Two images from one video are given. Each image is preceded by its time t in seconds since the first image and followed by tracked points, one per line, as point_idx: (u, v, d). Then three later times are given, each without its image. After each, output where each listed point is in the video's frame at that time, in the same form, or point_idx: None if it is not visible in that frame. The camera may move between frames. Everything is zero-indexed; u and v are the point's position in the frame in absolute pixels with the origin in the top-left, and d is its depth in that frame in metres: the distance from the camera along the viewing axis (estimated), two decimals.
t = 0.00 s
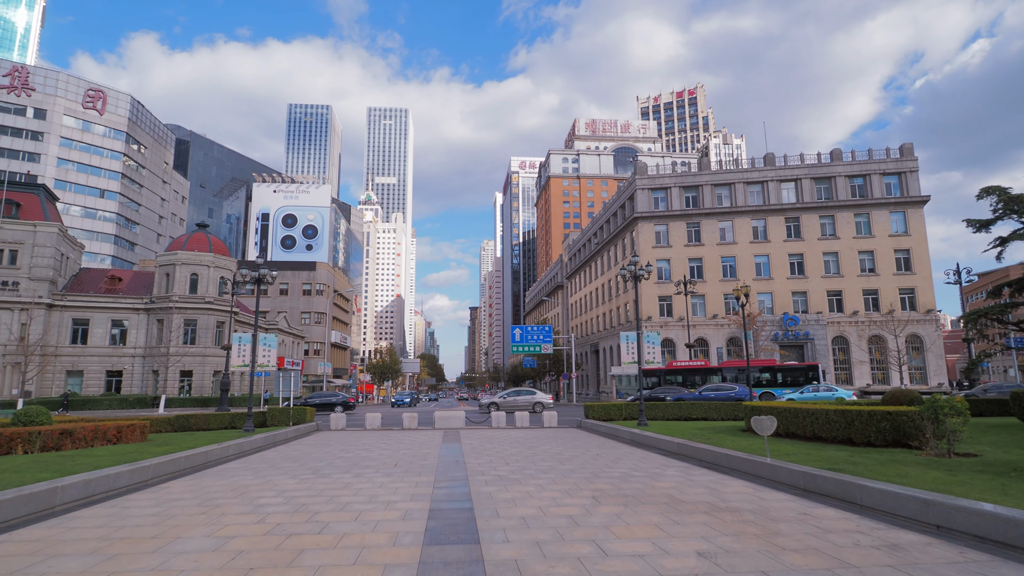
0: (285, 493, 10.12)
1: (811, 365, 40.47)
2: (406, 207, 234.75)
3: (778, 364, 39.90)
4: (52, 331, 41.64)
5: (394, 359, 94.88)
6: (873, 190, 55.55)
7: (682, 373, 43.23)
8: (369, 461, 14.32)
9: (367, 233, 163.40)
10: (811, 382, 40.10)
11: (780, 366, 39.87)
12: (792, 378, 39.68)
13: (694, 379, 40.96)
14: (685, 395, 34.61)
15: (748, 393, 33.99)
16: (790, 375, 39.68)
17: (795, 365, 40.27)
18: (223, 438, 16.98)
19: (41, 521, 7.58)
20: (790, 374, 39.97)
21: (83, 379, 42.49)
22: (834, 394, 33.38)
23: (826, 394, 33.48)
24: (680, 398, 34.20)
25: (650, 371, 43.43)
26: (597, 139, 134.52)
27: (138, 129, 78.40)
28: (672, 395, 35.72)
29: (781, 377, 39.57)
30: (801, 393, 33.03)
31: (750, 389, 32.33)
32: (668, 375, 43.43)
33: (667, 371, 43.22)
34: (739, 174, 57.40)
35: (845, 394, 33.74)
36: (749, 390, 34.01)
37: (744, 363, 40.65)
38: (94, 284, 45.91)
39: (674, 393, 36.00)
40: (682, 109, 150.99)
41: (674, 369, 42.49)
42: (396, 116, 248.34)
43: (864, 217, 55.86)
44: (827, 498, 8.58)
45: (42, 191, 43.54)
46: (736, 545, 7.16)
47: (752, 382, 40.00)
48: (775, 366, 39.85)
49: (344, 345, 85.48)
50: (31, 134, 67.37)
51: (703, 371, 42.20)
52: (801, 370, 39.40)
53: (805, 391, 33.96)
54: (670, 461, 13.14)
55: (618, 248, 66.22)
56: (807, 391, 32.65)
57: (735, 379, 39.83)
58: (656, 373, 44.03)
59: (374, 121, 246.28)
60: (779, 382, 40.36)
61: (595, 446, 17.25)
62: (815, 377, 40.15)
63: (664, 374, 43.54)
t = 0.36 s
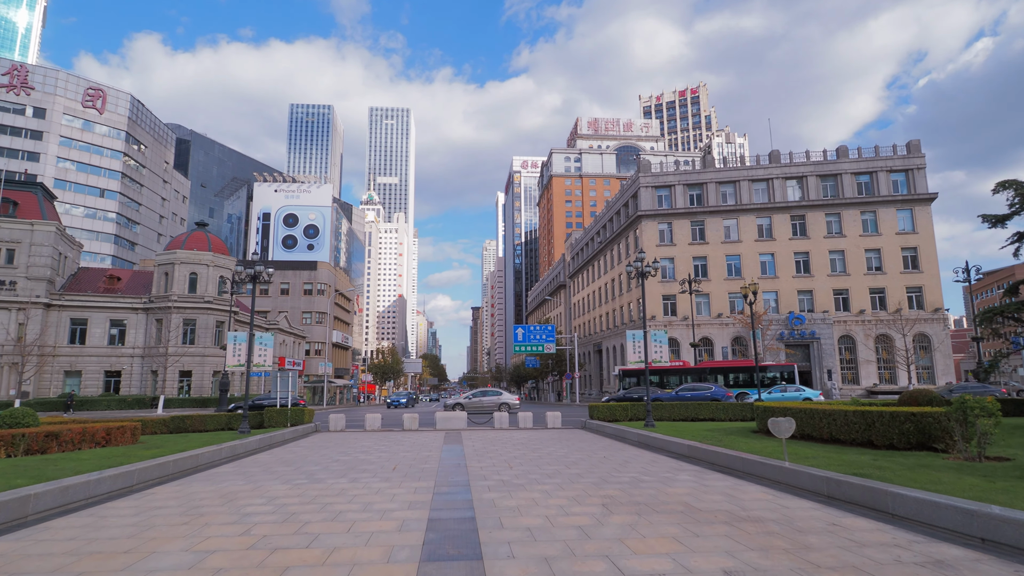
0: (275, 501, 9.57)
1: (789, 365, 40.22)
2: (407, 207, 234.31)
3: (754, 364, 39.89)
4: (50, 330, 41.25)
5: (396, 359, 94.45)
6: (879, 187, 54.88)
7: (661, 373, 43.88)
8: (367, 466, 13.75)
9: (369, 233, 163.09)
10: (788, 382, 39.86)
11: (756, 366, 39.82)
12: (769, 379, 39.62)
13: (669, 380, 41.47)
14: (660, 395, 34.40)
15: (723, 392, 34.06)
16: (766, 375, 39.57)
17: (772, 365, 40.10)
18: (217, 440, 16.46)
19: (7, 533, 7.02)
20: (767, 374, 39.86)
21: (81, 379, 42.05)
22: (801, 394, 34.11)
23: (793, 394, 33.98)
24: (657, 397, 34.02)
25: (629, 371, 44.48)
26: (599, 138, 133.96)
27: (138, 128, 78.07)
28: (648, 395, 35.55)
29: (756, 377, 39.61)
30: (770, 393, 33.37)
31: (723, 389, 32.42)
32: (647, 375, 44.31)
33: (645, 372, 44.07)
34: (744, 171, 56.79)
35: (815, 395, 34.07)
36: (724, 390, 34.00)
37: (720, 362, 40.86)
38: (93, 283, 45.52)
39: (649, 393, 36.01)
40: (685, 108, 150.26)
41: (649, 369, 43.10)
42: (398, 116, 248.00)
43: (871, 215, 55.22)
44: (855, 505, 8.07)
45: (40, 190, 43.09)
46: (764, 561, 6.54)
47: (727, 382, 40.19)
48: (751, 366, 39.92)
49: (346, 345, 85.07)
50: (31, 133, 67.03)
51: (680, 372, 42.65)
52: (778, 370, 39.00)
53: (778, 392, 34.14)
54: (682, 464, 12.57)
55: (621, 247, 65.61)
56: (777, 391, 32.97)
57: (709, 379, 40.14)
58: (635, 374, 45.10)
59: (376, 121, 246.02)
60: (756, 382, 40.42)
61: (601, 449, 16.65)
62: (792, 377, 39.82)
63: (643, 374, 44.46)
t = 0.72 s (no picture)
0: (267, 507, 9.00)
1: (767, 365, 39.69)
2: (409, 207, 233.81)
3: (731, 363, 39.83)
4: (48, 330, 40.86)
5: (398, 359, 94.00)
6: (886, 184, 54.26)
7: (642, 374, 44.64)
8: (366, 469, 13.20)
9: (370, 233, 162.63)
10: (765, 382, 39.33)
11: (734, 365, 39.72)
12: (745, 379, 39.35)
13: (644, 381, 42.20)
14: (637, 395, 34.53)
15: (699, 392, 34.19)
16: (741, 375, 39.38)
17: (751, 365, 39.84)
18: (213, 441, 15.94)
19: None
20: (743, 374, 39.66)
21: (79, 379, 41.65)
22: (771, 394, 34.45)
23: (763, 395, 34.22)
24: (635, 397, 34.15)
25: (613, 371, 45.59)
26: (601, 137, 133.42)
27: (138, 127, 77.73)
28: (627, 395, 35.75)
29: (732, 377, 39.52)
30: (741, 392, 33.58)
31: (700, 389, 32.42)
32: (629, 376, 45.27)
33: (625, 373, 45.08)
34: (749, 169, 56.21)
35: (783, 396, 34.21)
36: (701, 390, 33.85)
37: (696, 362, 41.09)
38: (91, 282, 45.13)
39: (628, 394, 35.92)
40: (687, 108, 149.63)
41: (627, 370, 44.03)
42: (399, 115, 247.72)
43: (877, 213, 54.59)
44: (889, 512, 7.53)
45: (37, 187, 42.65)
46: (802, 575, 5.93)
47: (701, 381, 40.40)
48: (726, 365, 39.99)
49: (348, 345, 84.71)
50: (30, 131, 66.65)
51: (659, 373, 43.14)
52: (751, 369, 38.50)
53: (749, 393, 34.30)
54: (696, 467, 11.99)
55: (624, 246, 65.04)
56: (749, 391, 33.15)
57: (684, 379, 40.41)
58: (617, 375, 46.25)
59: (378, 121, 245.84)
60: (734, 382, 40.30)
61: (610, 450, 16.10)
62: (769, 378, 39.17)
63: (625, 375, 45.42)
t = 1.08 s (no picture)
0: (254, 516, 8.44)
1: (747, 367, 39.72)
2: (410, 207, 233.43)
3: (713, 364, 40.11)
4: (44, 329, 40.40)
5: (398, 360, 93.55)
6: (891, 182, 53.69)
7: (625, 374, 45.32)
8: (364, 473, 12.66)
9: (371, 233, 162.33)
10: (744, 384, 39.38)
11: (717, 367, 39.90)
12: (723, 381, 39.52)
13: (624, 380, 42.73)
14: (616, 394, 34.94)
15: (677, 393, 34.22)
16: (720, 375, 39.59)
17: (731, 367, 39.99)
18: (206, 443, 15.41)
19: None
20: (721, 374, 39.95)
21: (75, 379, 41.19)
22: (743, 394, 34.22)
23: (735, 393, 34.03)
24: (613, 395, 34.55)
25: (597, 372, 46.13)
26: (602, 137, 132.88)
27: (137, 125, 77.29)
28: (607, 395, 36.36)
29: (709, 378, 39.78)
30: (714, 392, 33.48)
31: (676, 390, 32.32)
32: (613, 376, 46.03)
33: (607, 373, 45.79)
34: (753, 167, 55.62)
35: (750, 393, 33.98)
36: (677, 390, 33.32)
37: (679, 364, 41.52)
38: (88, 281, 44.69)
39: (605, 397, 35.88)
40: (688, 107, 149.00)
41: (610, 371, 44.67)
42: (400, 115, 247.40)
43: (882, 211, 54.01)
44: (926, 522, 6.98)
45: (34, 185, 42.19)
46: None
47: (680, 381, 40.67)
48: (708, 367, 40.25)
49: (348, 345, 84.22)
50: (28, 130, 66.15)
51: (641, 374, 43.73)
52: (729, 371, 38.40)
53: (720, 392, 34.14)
54: (711, 471, 11.41)
55: (626, 245, 64.50)
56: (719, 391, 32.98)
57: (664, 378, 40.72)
58: (601, 374, 47.02)
59: (379, 121, 245.48)
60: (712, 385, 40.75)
61: (616, 452, 15.55)
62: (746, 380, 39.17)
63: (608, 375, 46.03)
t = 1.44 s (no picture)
0: (239, 529, 7.82)
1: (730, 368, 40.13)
2: (411, 207, 232.96)
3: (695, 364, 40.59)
4: (40, 328, 39.88)
5: (399, 360, 93.08)
6: (897, 179, 53.07)
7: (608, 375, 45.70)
8: (361, 478, 12.07)
9: (373, 233, 161.83)
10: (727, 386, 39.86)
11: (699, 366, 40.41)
12: (704, 383, 39.85)
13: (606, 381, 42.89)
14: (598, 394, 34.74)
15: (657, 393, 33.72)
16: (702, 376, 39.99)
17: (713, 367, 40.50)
18: (198, 445, 14.81)
19: None
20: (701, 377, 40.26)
21: (72, 379, 40.68)
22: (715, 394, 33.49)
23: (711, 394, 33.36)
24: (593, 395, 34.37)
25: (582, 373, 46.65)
26: (604, 136, 132.24)
27: (136, 124, 76.77)
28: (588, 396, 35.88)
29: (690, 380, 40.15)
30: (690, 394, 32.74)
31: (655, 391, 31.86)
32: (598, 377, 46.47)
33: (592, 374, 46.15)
34: (757, 164, 54.98)
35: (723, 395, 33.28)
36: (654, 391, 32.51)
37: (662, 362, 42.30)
38: (85, 280, 44.22)
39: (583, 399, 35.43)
40: (690, 106, 148.27)
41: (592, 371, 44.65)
42: (401, 115, 246.96)
43: (888, 209, 53.39)
44: (970, 535, 6.40)
45: (29, 183, 41.72)
46: None
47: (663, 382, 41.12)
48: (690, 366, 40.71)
49: (348, 344, 83.69)
50: (26, 128, 65.61)
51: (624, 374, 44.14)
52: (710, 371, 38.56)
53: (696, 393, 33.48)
54: (726, 476, 10.85)
55: (629, 244, 63.81)
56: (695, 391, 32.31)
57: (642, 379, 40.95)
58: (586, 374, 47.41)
59: (380, 121, 245.00)
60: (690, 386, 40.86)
61: (623, 455, 14.98)
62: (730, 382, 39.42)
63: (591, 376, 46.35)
